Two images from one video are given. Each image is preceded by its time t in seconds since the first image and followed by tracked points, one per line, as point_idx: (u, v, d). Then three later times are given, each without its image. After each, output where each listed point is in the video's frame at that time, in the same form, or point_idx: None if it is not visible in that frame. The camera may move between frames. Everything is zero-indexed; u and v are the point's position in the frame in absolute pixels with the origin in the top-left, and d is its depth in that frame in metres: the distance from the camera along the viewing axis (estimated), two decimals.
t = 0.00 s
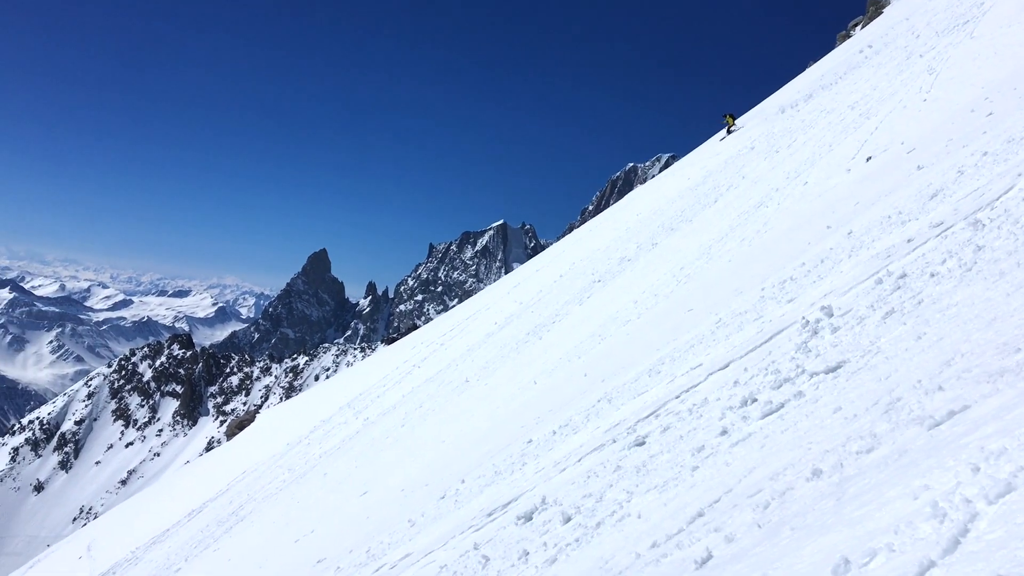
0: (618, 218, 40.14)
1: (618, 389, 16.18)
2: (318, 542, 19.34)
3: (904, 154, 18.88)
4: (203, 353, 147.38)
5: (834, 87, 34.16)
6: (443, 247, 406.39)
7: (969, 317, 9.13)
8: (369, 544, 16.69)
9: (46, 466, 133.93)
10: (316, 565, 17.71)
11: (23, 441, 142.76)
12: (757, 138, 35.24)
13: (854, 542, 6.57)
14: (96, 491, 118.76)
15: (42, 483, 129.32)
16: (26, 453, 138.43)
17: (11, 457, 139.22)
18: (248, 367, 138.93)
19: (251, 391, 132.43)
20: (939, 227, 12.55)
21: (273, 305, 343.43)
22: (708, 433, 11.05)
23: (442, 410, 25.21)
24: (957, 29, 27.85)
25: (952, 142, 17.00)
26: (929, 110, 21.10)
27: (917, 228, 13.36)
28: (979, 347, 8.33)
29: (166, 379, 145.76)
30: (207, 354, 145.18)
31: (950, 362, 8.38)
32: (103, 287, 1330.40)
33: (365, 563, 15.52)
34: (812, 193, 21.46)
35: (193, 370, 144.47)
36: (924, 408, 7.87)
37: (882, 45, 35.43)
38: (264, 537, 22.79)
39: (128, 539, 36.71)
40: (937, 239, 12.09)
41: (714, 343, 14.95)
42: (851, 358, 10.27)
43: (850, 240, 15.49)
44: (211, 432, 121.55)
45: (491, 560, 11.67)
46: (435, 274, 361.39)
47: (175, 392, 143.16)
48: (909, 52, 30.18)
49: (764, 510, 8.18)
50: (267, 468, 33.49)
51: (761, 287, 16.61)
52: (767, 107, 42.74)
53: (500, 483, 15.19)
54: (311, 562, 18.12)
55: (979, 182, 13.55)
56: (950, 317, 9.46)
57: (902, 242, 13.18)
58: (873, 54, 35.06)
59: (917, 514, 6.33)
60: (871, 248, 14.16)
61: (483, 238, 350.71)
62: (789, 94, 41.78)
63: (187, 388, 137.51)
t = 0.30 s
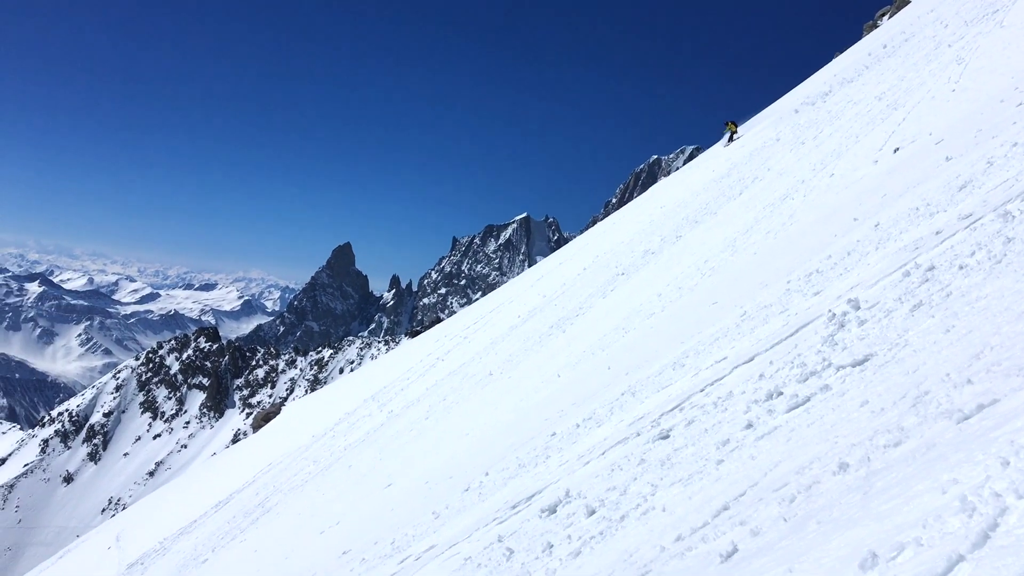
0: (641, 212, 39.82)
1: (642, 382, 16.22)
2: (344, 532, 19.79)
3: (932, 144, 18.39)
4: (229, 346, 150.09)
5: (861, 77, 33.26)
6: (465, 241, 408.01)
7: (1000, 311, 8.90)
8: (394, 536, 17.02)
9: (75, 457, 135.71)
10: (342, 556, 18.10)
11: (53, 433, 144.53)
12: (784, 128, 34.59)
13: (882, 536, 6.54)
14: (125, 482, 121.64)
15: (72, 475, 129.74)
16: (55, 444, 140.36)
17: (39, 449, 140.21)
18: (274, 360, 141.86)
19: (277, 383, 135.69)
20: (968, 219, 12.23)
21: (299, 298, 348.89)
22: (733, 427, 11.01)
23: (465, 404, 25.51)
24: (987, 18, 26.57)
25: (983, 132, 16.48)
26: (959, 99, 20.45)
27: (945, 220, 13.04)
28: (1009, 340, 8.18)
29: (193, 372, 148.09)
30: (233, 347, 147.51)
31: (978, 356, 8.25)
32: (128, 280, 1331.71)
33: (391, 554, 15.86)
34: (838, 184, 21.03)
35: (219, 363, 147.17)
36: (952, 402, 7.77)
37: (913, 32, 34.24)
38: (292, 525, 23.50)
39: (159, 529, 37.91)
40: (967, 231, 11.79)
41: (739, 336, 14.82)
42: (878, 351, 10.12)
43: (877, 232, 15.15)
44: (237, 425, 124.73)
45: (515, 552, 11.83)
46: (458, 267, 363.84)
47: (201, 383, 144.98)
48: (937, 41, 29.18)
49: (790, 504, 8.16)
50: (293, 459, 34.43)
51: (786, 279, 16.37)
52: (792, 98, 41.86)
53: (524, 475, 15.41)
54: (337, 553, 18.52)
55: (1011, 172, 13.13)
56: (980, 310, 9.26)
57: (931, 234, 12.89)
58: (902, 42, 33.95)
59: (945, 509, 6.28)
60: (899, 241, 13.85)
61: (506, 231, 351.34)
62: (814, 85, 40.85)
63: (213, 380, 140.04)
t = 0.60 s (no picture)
0: (660, 199, 39.45)
1: (664, 369, 16.24)
2: (368, 517, 20.31)
3: (959, 128, 18.01)
4: (252, 333, 151.67)
5: (886, 61, 32.43)
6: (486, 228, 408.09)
7: None
8: (417, 521, 17.40)
9: (101, 443, 138.31)
10: (365, 540, 18.55)
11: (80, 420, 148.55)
12: (808, 112, 33.95)
13: (907, 522, 6.54)
14: (151, 468, 122.89)
15: (99, 460, 133.07)
16: (83, 430, 143.88)
17: (69, 434, 145.25)
18: (297, 346, 143.81)
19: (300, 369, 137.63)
20: (996, 204, 12.00)
21: (320, 286, 353.31)
22: (756, 414, 11.01)
23: (486, 391, 25.82)
24: None
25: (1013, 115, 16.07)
26: (989, 82, 19.92)
27: (972, 206, 12.80)
28: None
29: (218, 358, 149.92)
30: (256, 334, 149.65)
31: (1005, 343, 8.21)
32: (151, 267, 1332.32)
33: (414, 539, 16.22)
34: (862, 170, 20.64)
35: (242, 350, 149.29)
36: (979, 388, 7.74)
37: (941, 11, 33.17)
38: (317, 509, 24.21)
39: (185, 513, 39.23)
40: (994, 216, 11.58)
41: (761, 323, 14.71)
42: (903, 338, 10.02)
43: (901, 218, 14.91)
44: (261, 410, 125.86)
45: (537, 538, 12.04)
46: (478, 254, 364.98)
47: (226, 370, 147.17)
48: (965, 23, 28.25)
49: (813, 490, 8.17)
50: (317, 445, 35.42)
51: (809, 266, 16.13)
52: (815, 83, 40.93)
53: (546, 462, 15.61)
54: (360, 537, 19.00)
55: None
56: (1006, 296, 9.17)
57: (956, 220, 12.69)
58: (930, 23, 32.93)
59: (971, 494, 6.29)
60: (923, 227, 13.63)
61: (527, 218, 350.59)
62: (839, 68, 39.88)
63: (238, 366, 142.40)
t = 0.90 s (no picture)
0: (676, 185, 39.07)
1: (682, 355, 16.25)
2: (385, 504, 20.77)
3: (979, 112, 17.72)
4: (269, 322, 153.01)
5: (906, 43, 31.72)
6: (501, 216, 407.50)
7: None
8: (434, 507, 17.76)
9: (121, 431, 141.62)
10: (383, 526, 18.97)
11: (101, 408, 151.81)
12: (828, 96, 33.37)
13: (927, 506, 6.56)
14: (170, 456, 125.06)
15: (119, 448, 136.80)
16: (104, 419, 147.59)
17: (91, 422, 149.19)
18: (314, 335, 145.43)
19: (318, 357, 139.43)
20: (1016, 187, 11.86)
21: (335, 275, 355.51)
22: (774, 399, 11.01)
23: (503, 378, 26.12)
24: None
25: None
26: (1010, 64, 19.50)
27: (991, 189, 12.64)
28: None
29: (236, 346, 151.14)
30: (273, 323, 150.96)
31: None
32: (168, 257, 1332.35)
33: (431, 525, 16.58)
34: (878, 155, 20.41)
35: (260, 339, 151.07)
36: (1000, 372, 7.73)
37: None
38: (336, 495, 24.86)
39: (207, 499, 40.36)
40: (1016, 199, 11.43)
41: (779, 309, 14.61)
42: (924, 321, 9.92)
43: (921, 202, 14.72)
44: (280, 398, 127.70)
45: (554, 524, 12.22)
46: (494, 242, 365.33)
47: (244, 358, 148.38)
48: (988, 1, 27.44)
49: (833, 475, 8.19)
50: (335, 431, 36.23)
51: (827, 251, 15.93)
52: (834, 66, 40.09)
53: (564, 448, 15.80)
54: (379, 523, 19.44)
55: None
56: None
57: (976, 203, 12.55)
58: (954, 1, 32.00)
59: (992, 478, 6.30)
60: (943, 211, 13.46)
61: (543, 204, 349.20)
62: (859, 50, 39.02)
63: (256, 355, 144.03)
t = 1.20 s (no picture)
0: (689, 177, 38.76)
1: (696, 347, 16.22)
2: (401, 497, 21.05)
3: (998, 99, 17.43)
4: (285, 316, 154.86)
5: (925, 29, 31.15)
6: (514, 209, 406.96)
7: None
8: (450, 500, 17.98)
9: (140, 425, 142.98)
10: (399, 519, 19.24)
11: (119, 402, 153.46)
12: (845, 84, 32.83)
13: (947, 498, 6.52)
14: (187, 449, 127.90)
15: (138, 442, 138.27)
16: (122, 413, 148.77)
17: (108, 416, 149.68)
18: (329, 329, 147.14)
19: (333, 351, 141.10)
20: None
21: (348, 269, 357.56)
22: (790, 391, 10.96)
23: (518, 371, 26.27)
24: None
25: None
26: None
27: (1012, 178, 12.41)
28: None
29: (253, 341, 153.23)
30: (289, 317, 152.98)
31: None
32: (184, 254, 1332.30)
33: (448, 517, 16.83)
34: (895, 144, 20.12)
35: (276, 333, 153.07)
36: (1019, 361, 7.66)
37: None
38: (352, 488, 25.25)
39: (223, 493, 41.09)
40: None
41: (794, 300, 14.50)
42: (941, 312, 9.84)
43: (938, 191, 14.54)
44: (296, 391, 129.76)
45: (571, 516, 12.31)
46: (508, 235, 365.09)
47: (260, 352, 150.38)
48: None
49: (849, 467, 8.17)
50: (352, 424, 36.80)
51: (843, 241, 15.76)
52: (850, 53, 39.45)
53: (579, 440, 15.92)
54: (395, 516, 19.72)
55: None
56: None
57: (994, 192, 12.36)
58: None
59: (1013, 470, 6.26)
60: (961, 200, 13.27)
61: (557, 197, 347.90)
62: (876, 36, 38.32)
63: (272, 349, 145.82)
